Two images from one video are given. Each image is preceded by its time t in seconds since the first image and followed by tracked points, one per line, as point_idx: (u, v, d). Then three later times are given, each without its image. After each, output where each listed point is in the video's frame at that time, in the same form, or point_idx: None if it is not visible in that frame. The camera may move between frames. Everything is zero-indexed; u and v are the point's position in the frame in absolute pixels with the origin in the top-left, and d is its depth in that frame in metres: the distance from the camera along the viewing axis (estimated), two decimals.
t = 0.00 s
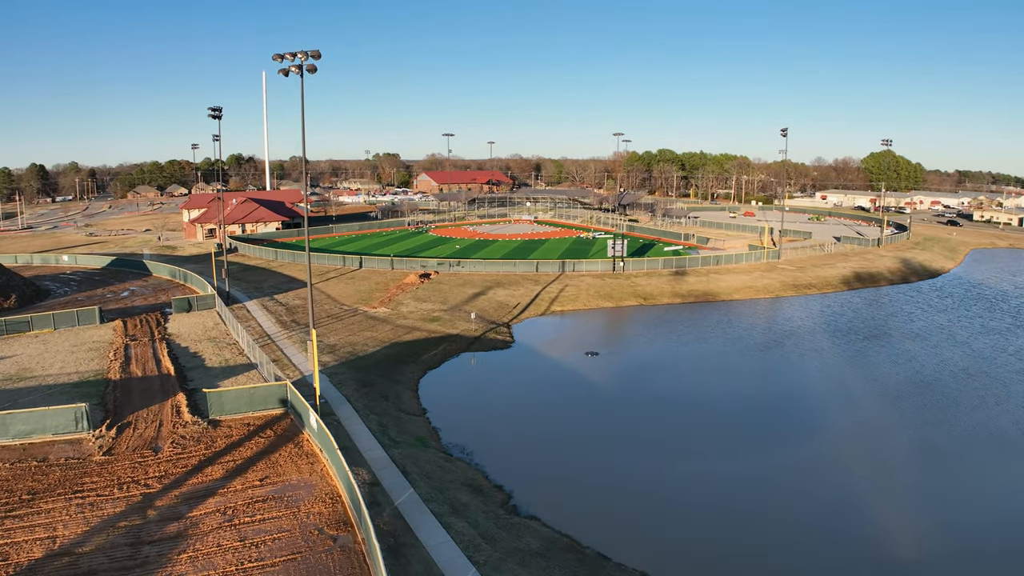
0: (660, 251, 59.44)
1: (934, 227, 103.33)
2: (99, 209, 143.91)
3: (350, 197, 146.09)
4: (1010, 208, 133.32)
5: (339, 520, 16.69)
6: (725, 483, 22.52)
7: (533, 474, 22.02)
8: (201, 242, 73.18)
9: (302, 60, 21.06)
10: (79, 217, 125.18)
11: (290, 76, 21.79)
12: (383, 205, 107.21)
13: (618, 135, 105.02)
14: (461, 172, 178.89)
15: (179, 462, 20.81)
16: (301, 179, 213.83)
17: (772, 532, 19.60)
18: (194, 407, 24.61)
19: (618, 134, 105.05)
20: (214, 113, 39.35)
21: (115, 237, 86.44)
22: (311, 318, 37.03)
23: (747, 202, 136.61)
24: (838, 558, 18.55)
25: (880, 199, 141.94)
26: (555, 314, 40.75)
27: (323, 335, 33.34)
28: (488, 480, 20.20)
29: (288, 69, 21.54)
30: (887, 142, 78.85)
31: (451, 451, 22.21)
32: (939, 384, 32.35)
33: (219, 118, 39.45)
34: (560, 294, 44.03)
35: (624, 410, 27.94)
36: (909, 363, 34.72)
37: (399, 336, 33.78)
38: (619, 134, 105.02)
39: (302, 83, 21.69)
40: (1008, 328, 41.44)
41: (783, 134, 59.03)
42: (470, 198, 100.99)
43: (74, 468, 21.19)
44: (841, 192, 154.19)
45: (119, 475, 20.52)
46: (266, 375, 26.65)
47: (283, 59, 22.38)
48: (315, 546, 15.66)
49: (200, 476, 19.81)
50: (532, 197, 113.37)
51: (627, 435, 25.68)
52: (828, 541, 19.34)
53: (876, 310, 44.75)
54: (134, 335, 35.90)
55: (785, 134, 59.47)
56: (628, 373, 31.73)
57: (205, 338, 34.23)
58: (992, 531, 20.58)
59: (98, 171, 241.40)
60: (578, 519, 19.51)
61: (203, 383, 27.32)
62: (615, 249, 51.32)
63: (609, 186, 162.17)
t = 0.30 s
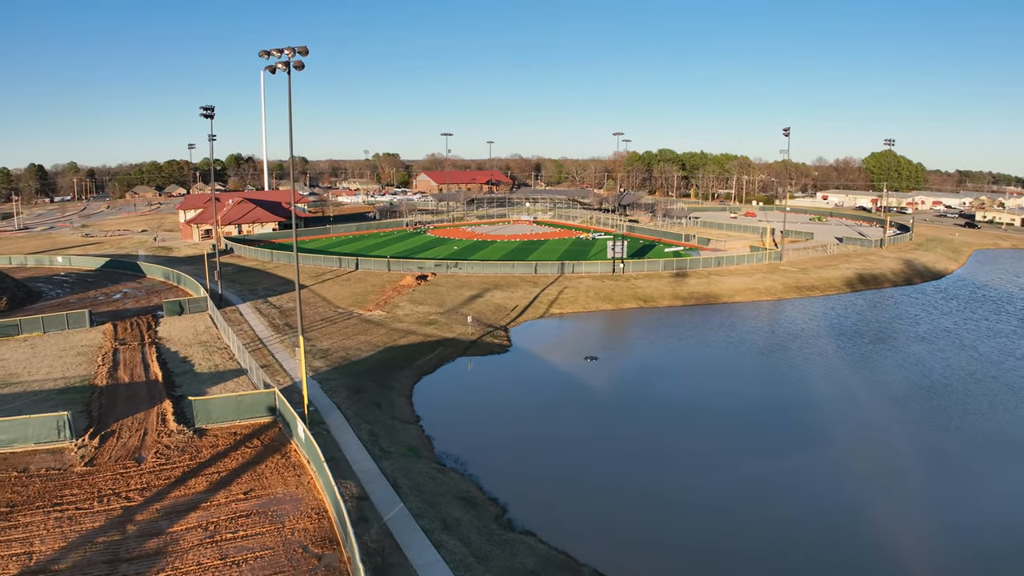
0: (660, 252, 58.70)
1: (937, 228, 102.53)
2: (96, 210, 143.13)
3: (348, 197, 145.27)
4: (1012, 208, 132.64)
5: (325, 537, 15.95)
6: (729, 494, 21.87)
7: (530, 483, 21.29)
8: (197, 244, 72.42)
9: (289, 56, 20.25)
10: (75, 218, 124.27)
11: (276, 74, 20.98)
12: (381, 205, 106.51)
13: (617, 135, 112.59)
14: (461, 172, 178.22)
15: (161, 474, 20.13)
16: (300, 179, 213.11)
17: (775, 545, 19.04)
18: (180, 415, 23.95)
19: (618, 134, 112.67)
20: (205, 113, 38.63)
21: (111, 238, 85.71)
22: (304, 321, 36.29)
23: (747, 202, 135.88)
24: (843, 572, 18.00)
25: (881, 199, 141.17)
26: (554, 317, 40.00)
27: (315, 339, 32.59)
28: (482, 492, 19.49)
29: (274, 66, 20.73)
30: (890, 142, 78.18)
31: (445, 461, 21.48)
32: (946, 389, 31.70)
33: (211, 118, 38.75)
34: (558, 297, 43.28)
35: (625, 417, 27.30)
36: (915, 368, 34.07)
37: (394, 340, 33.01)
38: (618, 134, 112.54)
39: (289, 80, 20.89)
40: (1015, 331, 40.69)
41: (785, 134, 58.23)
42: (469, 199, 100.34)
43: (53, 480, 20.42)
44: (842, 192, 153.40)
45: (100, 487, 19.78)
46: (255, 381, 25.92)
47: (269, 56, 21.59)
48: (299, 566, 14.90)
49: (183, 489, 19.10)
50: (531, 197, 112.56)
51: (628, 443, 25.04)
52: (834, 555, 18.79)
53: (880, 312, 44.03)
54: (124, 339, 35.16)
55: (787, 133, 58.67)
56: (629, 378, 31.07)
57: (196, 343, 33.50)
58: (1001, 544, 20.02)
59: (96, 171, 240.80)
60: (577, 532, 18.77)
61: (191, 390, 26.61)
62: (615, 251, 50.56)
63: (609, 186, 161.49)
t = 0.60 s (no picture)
0: (661, 253, 57.93)
1: (939, 228, 101.67)
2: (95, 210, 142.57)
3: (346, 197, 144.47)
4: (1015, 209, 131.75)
5: (310, 556, 15.24)
6: (735, 497, 21.27)
7: (526, 490, 20.56)
8: (193, 244, 71.72)
9: (275, 53, 19.43)
10: (72, 219, 123.53)
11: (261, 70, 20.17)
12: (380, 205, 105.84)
13: (618, 134, 112.86)
14: (460, 172, 177.56)
15: (144, 486, 19.41)
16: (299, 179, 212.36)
17: (782, 553, 18.33)
18: (166, 424, 23.30)
19: (618, 133, 113.02)
20: (197, 113, 37.90)
21: (107, 239, 85.04)
22: (297, 324, 35.55)
23: (748, 202, 135.08)
24: None
25: (883, 199, 140.21)
26: (553, 320, 39.25)
27: (308, 343, 31.84)
28: (477, 505, 18.77)
29: (260, 63, 19.90)
30: (892, 142, 77.39)
31: (439, 472, 20.77)
32: (954, 393, 31.01)
33: (203, 117, 38.10)
34: (557, 299, 42.53)
35: (627, 421, 26.66)
36: (921, 372, 33.39)
37: (389, 344, 32.24)
38: (619, 134, 112.78)
39: (276, 78, 20.10)
40: None
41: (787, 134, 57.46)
42: (467, 199, 99.62)
43: (33, 491, 19.64)
44: (843, 192, 152.55)
45: (80, 500, 19.00)
46: (245, 388, 25.22)
47: (254, 52, 20.77)
48: None
49: (165, 502, 18.38)
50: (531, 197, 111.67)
51: (629, 449, 24.34)
52: (843, 563, 18.10)
53: (884, 315, 43.31)
54: (113, 343, 34.43)
55: (789, 133, 57.87)
56: (631, 383, 30.34)
57: (186, 347, 32.77)
58: (1015, 550, 19.34)
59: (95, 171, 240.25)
60: (576, 541, 18.05)
61: (179, 397, 25.91)
62: (615, 252, 49.81)
63: (609, 186, 160.73)
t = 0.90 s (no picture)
0: (662, 255, 57.13)
1: (942, 229, 100.77)
2: (92, 211, 141.79)
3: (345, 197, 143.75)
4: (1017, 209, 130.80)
5: None
6: (738, 505, 20.62)
7: (524, 495, 20.17)
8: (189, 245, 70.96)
9: (261, 48, 18.81)
10: (69, 220, 122.88)
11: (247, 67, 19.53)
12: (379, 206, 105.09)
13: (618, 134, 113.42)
14: (459, 172, 176.83)
15: (125, 500, 18.66)
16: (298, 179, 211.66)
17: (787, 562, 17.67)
18: (151, 433, 22.63)
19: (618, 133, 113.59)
20: (190, 112, 37.22)
21: (102, 240, 84.27)
22: (291, 328, 34.80)
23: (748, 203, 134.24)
24: None
25: (885, 199, 139.46)
26: (552, 322, 38.49)
27: (301, 348, 31.08)
28: (471, 520, 18.08)
29: (246, 59, 19.26)
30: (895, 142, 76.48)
31: (432, 484, 20.07)
32: (962, 396, 30.44)
33: (195, 116, 37.41)
34: (557, 301, 41.76)
35: (627, 423, 26.31)
36: (927, 373, 32.94)
37: (384, 348, 31.52)
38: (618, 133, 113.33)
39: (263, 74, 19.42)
40: None
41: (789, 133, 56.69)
42: (467, 199, 98.92)
43: (11, 505, 18.85)
44: (844, 192, 151.63)
45: (59, 514, 18.20)
46: (233, 396, 24.56)
47: (240, 48, 20.14)
48: None
49: (146, 517, 17.61)
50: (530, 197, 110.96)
51: (630, 455, 23.67)
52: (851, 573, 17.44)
53: (888, 316, 42.80)
54: (102, 348, 33.69)
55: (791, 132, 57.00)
56: (631, 386, 29.95)
57: (177, 352, 32.05)
58: None
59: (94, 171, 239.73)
60: (576, 543, 17.80)
61: (166, 404, 25.20)
62: (615, 253, 49.04)
63: (609, 186, 160.01)
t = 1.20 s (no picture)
0: (663, 256, 56.39)
1: (945, 229, 100.03)
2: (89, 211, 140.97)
3: (344, 197, 142.96)
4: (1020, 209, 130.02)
5: None
6: (742, 514, 20.08)
7: (523, 500, 19.88)
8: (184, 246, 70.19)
9: (246, 44, 18.09)
10: (65, 220, 122.24)
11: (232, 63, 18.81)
12: (377, 206, 104.39)
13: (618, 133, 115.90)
14: (459, 172, 176.07)
15: (105, 514, 17.91)
16: (297, 179, 210.89)
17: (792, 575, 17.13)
18: (135, 443, 21.96)
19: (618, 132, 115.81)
20: (182, 111, 36.47)
21: (98, 241, 83.51)
22: (284, 332, 34.06)
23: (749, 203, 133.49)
24: None
25: (886, 199, 138.79)
26: (551, 325, 37.76)
27: (293, 352, 30.30)
28: (466, 535, 17.37)
29: (231, 55, 18.46)
30: (899, 142, 75.68)
31: (426, 496, 19.36)
32: (969, 401, 29.80)
33: (187, 115, 36.67)
34: (556, 304, 40.98)
35: (627, 424, 26.11)
36: (930, 374, 32.63)
37: (379, 353, 30.77)
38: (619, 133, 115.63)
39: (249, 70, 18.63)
40: None
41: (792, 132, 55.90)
42: (466, 200, 98.19)
43: None
44: (845, 193, 150.92)
45: (37, 529, 17.39)
46: (222, 404, 23.91)
47: (225, 44, 19.41)
48: None
49: (126, 533, 16.86)
50: (530, 198, 110.24)
51: (630, 462, 23.08)
52: None
53: (891, 317, 42.41)
54: (90, 353, 32.92)
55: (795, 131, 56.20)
56: (631, 386, 29.67)
57: (166, 357, 31.34)
58: None
59: (93, 171, 239.21)
60: (577, 546, 17.63)
61: (152, 413, 24.55)
62: (615, 254, 48.27)
63: (608, 185, 159.54)
